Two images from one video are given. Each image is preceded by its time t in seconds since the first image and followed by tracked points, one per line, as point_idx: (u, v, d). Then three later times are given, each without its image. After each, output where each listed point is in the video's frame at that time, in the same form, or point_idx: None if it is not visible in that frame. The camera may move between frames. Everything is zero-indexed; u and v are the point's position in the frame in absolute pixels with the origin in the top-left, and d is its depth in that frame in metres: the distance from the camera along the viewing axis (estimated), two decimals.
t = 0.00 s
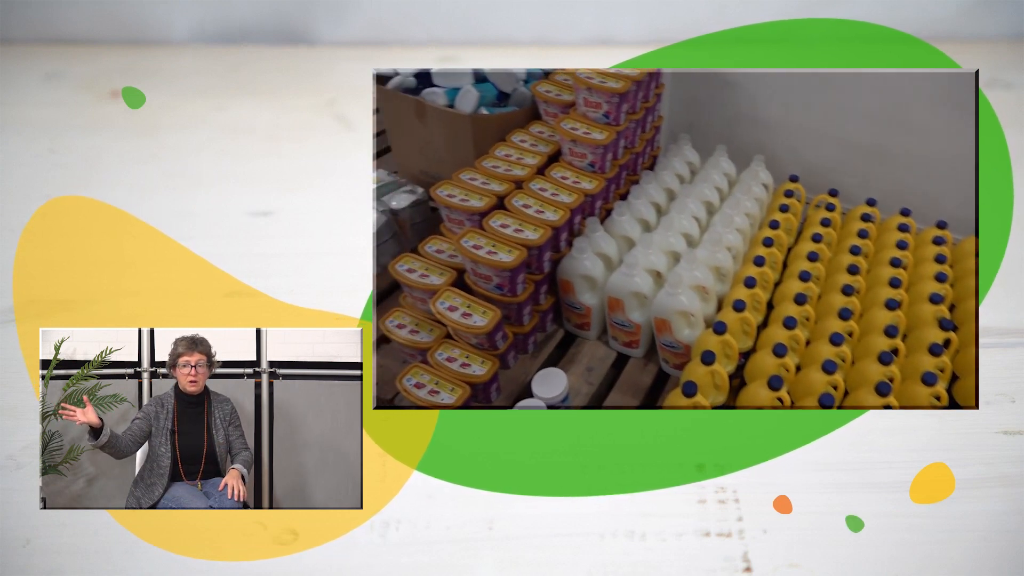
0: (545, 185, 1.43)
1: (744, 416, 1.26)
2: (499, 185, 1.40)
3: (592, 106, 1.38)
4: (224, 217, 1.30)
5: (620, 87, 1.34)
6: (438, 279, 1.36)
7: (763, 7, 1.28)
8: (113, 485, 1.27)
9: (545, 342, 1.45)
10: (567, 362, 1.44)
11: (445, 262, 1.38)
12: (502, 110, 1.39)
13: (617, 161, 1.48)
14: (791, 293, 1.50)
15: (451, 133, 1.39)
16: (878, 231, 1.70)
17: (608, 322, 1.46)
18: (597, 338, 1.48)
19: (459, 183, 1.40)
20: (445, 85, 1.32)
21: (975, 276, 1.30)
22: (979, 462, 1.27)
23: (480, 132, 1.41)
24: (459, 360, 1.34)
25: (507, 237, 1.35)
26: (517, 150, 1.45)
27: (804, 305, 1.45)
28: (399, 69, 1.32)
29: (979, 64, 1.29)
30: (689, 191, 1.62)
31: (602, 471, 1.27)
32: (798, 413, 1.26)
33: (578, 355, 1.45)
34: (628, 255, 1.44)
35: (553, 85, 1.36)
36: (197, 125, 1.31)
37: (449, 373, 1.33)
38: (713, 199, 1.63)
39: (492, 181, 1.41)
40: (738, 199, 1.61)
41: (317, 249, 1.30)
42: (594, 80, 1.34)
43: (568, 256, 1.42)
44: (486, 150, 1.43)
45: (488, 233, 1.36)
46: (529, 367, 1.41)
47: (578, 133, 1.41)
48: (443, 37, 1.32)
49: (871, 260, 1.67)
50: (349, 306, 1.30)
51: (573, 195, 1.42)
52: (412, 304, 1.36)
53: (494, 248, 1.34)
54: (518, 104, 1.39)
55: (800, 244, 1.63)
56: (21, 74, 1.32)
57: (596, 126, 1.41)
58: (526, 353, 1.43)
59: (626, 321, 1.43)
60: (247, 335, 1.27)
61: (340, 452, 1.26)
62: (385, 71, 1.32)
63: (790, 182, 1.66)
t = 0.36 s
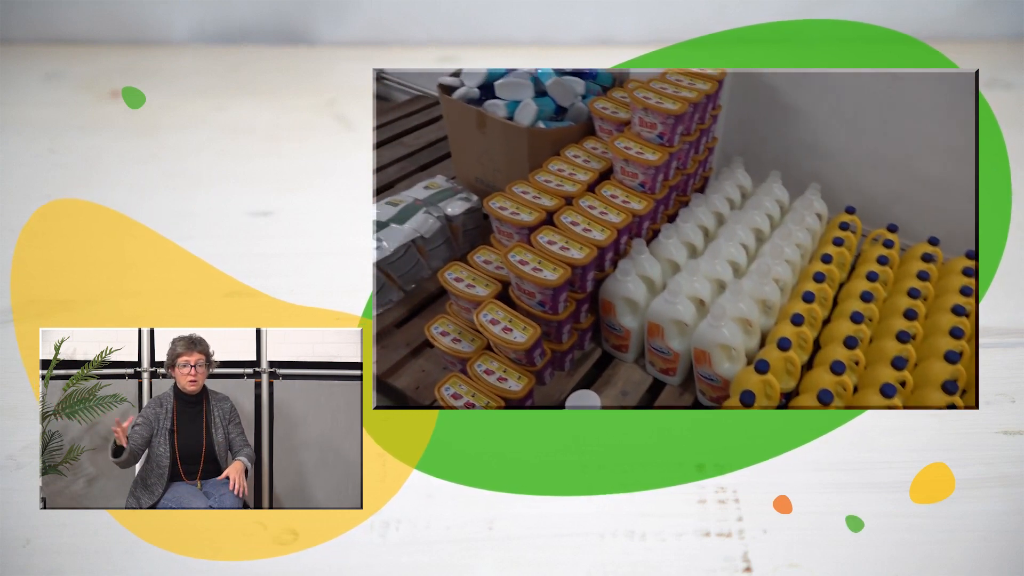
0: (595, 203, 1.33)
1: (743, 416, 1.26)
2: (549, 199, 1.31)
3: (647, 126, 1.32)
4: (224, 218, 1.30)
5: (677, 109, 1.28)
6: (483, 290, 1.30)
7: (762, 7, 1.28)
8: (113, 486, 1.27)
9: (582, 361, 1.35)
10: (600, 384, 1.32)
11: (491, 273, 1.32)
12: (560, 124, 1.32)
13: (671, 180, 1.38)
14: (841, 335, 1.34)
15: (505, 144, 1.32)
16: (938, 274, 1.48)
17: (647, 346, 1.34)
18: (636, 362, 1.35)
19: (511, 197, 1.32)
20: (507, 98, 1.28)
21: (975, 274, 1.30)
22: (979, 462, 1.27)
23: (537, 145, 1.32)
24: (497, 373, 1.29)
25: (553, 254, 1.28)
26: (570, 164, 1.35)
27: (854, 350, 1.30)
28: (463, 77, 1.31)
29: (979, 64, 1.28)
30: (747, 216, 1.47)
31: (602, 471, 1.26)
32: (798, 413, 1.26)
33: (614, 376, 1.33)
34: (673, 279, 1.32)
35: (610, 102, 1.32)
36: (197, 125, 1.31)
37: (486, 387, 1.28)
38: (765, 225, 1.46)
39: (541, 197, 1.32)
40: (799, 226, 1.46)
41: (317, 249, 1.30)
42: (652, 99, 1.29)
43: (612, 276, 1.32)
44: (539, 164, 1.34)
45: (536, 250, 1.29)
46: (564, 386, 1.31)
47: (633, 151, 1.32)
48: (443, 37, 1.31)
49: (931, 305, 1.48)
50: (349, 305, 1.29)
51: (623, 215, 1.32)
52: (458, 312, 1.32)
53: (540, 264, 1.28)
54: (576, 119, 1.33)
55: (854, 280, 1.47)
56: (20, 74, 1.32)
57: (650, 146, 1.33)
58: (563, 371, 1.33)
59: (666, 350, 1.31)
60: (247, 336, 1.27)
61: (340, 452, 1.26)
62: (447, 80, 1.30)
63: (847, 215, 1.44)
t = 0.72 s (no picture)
0: (634, 221, 1.40)
1: (743, 415, 1.26)
2: (590, 216, 1.40)
3: (690, 145, 1.41)
4: (224, 218, 1.30)
5: (721, 129, 1.36)
6: (521, 303, 1.37)
7: (763, 7, 1.28)
8: (113, 486, 1.27)
9: (613, 379, 1.42)
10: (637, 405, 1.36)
11: (529, 287, 1.40)
12: (603, 138, 1.45)
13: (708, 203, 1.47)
14: (885, 373, 1.38)
15: (551, 158, 1.46)
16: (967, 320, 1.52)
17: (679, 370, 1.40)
18: (666, 385, 1.41)
19: (553, 211, 1.42)
20: (554, 112, 1.37)
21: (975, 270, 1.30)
22: (980, 462, 1.27)
23: (580, 159, 1.45)
24: (528, 389, 1.31)
25: (590, 272, 1.32)
26: (612, 182, 1.46)
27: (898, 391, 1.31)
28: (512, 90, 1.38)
29: (979, 64, 1.28)
30: (781, 241, 1.58)
31: (602, 471, 1.26)
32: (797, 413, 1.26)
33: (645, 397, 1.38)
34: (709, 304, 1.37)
35: (655, 120, 1.46)
36: (196, 125, 1.30)
37: (516, 400, 1.30)
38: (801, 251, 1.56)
39: (583, 212, 1.41)
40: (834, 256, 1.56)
41: (317, 249, 1.30)
42: (697, 120, 1.39)
43: (648, 297, 1.38)
44: (581, 179, 1.46)
45: (574, 266, 1.33)
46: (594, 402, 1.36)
47: (675, 170, 1.40)
48: (443, 37, 1.31)
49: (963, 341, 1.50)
50: (349, 305, 1.29)
51: (661, 234, 1.38)
52: (495, 323, 1.42)
53: (576, 282, 1.31)
54: (620, 134, 1.47)
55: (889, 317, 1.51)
56: (20, 74, 1.31)
57: (693, 165, 1.42)
58: (593, 389, 1.39)
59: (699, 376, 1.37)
60: (247, 336, 1.27)
61: (340, 452, 1.26)
62: (499, 93, 1.38)
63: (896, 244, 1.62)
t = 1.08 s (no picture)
0: (672, 234, 1.44)
1: (744, 416, 1.26)
2: (629, 228, 1.46)
3: (732, 160, 1.45)
4: (224, 218, 1.30)
5: (764, 143, 1.38)
6: (557, 312, 1.41)
7: (762, 7, 1.28)
8: (113, 485, 1.28)
9: (643, 393, 1.50)
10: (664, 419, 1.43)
11: (564, 295, 1.45)
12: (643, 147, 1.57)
13: (748, 217, 1.52)
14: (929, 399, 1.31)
15: (591, 170, 1.62)
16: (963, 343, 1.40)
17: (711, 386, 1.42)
18: (698, 400, 1.46)
19: (592, 222, 1.50)
20: (597, 121, 1.56)
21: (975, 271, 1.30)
22: (979, 462, 1.27)
23: (620, 169, 1.57)
24: (559, 399, 1.32)
25: (626, 284, 1.34)
26: (650, 195, 1.54)
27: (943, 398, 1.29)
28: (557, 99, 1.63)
29: (979, 64, 1.27)
30: (824, 260, 1.57)
31: (602, 471, 1.26)
32: (797, 413, 1.26)
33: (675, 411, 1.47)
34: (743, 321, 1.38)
35: (697, 132, 1.56)
36: (196, 125, 1.30)
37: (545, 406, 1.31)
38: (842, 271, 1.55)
39: (621, 224, 1.48)
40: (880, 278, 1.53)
41: (317, 249, 1.30)
42: (742, 135, 1.41)
43: (682, 311, 1.41)
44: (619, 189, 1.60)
45: (610, 277, 1.36)
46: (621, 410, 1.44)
47: (715, 185, 1.44)
48: (443, 37, 1.31)
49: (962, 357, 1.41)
50: (349, 305, 1.30)
51: (699, 247, 1.41)
52: (529, 330, 1.49)
53: (611, 294, 1.33)
54: (660, 144, 1.61)
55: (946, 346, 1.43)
56: (20, 74, 1.31)
57: (735, 179, 1.45)
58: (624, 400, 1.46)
59: (731, 396, 1.37)
60: (247, 335, 1.27)
61: (340, 451, 1.26)
62: (544, 102, 1.63)
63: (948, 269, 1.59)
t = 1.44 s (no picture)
0: (697, 250, 1.43)
1: (743, 416, 1.26)
2: (653, 244, 1.45)
3: (760, 176, 1.45)
4: (224, 218, 1.30)
5: (793, 161, 1.39)
6: (581, 329, 1.42)
7: (762, 7, 1.28)
8: (113, 485, 1.28)
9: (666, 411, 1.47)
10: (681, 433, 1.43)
11: (591, 312, 1.47)
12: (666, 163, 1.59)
13: (774, 234, 1.49)
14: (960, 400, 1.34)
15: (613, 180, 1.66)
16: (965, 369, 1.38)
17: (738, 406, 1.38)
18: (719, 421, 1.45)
19: (617, 237, 1.48)
20: (623, 135, 1.63)
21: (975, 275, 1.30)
22: (980, 462, 1.27)
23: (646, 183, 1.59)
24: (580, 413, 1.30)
25: (651, 302, 1.33)
26: (676, 210, 1.53)
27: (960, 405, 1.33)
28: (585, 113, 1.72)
29: (978, 64, 1.28)
30: (852, 278, 1.50)
31: (602, 470, 1.26)
32: (795, 413, 1.26)
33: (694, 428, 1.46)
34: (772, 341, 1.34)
35: (723, 149, 1.58)
36: (196, 125, 1.30)
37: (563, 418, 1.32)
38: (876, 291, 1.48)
39: (647, 239, 1.47)
40: (910, 297, 1.46)
41: (317, 249, 1.30)
42: (769, 152, 1.42)
43: (709, 330, 1.37)
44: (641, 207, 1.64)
45: (636, 295, 1.35)
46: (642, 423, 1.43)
47: (741, 202, 1.44)
48: (443, 37, 1.31)
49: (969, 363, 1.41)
50: (350, 305, 1.30)
51: (725, 265, 1.39)
52: (553, 345, 1.50)
53: (637, 312, 1.32)
54: (683, 159, 1.64)
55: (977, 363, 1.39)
56: (20, 74, 1.31)
57: (763, 196, 1.45)
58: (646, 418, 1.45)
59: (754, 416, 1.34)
60: (247, 335, 1.27)
61: (340, 451, 1.26)
62: (571, 115, 1.71)
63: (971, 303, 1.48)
